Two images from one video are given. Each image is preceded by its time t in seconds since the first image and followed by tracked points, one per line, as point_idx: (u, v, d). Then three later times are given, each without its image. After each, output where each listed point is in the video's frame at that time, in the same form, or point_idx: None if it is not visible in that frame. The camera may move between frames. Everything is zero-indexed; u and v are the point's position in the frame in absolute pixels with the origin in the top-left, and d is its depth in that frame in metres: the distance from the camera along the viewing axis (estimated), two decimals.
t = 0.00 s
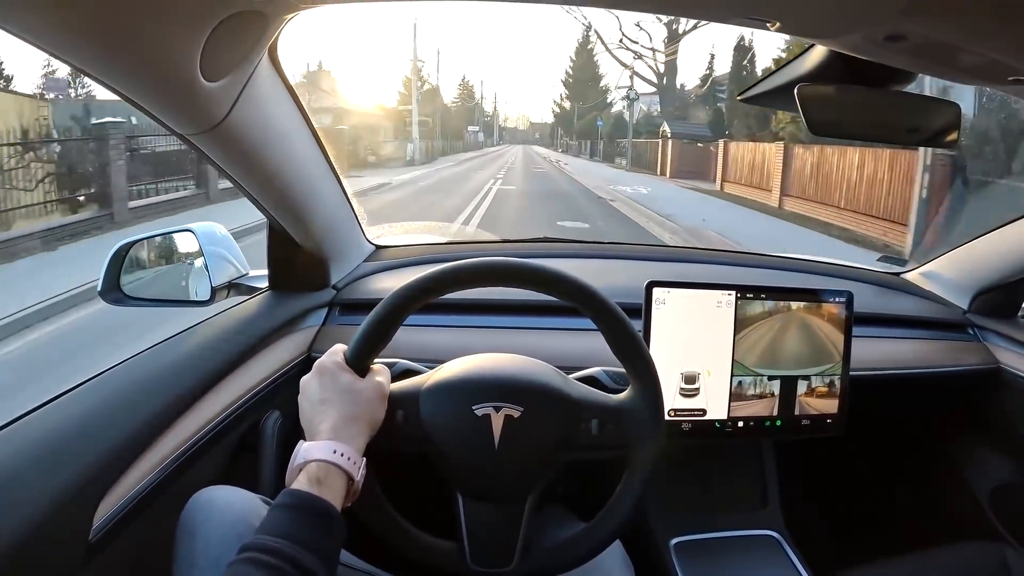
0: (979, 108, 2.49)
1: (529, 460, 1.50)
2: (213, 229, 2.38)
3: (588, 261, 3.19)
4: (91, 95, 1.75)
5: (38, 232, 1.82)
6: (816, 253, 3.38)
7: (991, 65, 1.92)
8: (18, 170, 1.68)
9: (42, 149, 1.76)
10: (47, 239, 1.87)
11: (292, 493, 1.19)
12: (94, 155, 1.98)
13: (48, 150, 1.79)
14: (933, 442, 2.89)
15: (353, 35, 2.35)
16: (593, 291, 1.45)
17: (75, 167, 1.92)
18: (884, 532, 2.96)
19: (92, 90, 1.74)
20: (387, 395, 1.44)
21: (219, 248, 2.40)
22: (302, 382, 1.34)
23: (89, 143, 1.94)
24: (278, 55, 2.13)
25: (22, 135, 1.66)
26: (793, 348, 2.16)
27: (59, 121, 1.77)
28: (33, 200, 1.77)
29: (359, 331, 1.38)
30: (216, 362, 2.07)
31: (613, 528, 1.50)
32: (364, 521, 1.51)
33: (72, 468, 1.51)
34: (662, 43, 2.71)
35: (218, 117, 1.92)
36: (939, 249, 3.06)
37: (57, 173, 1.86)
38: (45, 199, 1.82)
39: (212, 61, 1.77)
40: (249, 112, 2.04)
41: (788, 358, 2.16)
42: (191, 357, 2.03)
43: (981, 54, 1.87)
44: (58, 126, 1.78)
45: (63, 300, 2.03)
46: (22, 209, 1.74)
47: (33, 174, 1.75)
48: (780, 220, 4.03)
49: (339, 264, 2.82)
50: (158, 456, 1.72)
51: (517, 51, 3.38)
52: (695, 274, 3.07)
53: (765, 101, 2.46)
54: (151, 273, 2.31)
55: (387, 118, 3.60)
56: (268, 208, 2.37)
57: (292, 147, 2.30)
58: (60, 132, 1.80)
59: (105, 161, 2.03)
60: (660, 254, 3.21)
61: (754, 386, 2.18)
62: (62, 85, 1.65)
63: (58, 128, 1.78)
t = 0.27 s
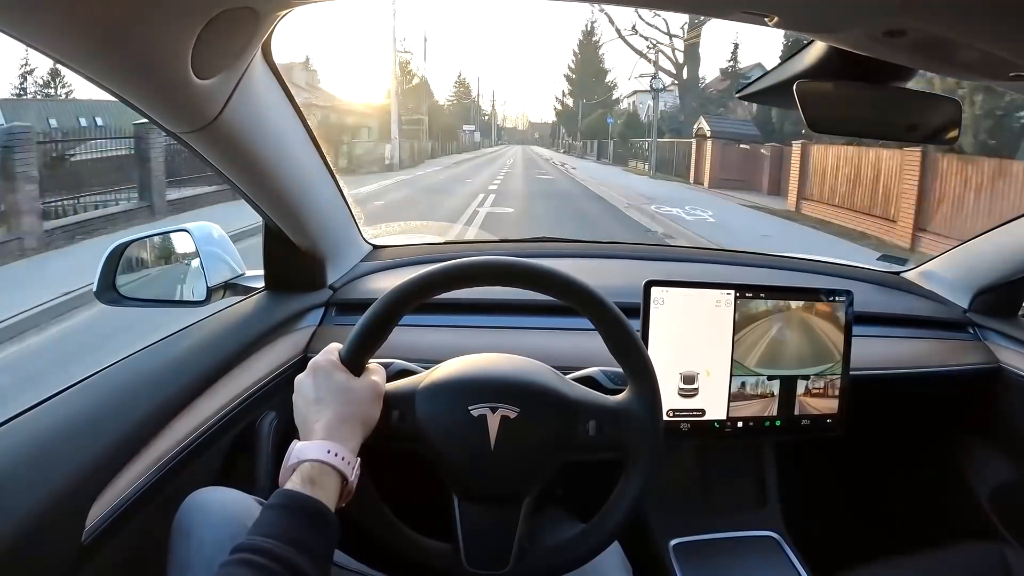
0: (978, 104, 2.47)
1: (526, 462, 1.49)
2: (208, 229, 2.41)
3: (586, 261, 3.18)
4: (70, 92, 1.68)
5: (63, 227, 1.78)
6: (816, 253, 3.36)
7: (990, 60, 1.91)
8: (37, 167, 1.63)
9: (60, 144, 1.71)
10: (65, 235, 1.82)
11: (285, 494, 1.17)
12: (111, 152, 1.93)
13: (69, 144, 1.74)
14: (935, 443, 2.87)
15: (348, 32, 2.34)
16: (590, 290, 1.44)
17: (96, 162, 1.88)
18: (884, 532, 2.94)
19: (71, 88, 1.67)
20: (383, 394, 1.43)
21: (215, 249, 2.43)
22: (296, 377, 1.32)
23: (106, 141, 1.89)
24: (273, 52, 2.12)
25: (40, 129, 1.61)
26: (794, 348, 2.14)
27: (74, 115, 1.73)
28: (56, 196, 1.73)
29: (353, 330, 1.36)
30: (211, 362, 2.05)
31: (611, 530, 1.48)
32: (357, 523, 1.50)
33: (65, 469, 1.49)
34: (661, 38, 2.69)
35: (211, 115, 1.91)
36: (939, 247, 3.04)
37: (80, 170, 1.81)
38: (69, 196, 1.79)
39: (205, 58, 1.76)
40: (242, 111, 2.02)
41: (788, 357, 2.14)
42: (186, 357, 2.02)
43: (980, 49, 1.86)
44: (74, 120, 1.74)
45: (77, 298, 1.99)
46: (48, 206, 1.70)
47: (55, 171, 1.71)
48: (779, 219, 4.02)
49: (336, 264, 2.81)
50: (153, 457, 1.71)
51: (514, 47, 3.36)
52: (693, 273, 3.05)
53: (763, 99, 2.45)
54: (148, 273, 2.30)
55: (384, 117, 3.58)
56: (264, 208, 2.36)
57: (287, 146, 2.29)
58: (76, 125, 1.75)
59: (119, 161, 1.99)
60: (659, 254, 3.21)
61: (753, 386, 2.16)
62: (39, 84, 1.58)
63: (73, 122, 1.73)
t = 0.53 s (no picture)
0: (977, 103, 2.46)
1: (525, 463, 1.48)
2: (206, 228, 2.44)
3: (585, 261, 3.18)
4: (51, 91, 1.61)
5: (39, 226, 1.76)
6: (816, 253, 3.36)
7: (991, 59, 1.90)
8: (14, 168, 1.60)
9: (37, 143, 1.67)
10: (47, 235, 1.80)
11: (283, 492, 1.17)
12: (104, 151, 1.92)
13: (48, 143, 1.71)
14: (936, 443, 2.86)
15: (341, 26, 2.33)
16: (590, 290, 1.43)
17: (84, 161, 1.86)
18: (884, 533, 2.93)
19: (52, 87, 1.61)
20: (382, 394, 1.42)
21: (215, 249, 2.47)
22: (295, 376, 1.32)
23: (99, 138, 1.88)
24: (271, 52, 2.11)
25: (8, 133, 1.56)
26: (795, 348, 2.14)
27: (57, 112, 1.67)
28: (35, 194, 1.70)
29: (353, 329, 1.36)
30: (208, 362, 2.05)
31: (610, 531, 1.48)
32: (355, 523, 1.49)
33: (61, 470, 1.48)
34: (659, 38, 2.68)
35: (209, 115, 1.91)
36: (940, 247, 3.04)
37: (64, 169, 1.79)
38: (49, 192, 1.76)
39: (202, 58, 1.76)
40: (240, 111, 2.02)
41: (788, 357, 2.14)
42: (184, 357, 2.01)
43: (982, 48, 1.85)
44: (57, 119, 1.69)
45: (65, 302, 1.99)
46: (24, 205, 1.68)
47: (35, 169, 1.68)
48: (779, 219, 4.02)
49: (335, 264, 2.80)
50: (151, 457, 1.70)
51: (510, 45, 3.34)
52: (693, 273, 3.05)
53: (764, 99, 2.44)
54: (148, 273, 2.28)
55: (381, 117, 3.57)
56: (263, 209, 2.36)
57: (286, 146, 2.29)
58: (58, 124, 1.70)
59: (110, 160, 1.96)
60: (659, 254, 3.20)
61: (753, 387, 2.15)
62: (16, 84, 1.52)
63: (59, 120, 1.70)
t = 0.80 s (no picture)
0: (980, 97, 2.46)
1: (527, 463, 1.46)
2: (207, 228, 2.45)
3: (587, 259, 3.16)
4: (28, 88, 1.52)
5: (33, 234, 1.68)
6: (819, 251, 3.34)
7: (997, 53, 1.89)
8: (6, 170, 1.54)
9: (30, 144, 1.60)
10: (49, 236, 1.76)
11: (283, 493, 1.16)
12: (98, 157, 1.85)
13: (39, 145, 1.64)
14: (939, 443, 2.85)
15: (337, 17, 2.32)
16: (593, 287, 1.42)
17: (77, 160, 1.79)
18: (888, 532, 2.92)
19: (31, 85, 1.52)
20: (383, 392, 1.41)
21: (217, 249, 2.49)
22: (295, 374, 1.30)
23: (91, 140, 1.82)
24: (270, 49, 2.10)
25: None
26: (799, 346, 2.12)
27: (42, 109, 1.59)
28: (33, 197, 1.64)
29: (354, 327, 1.34)
30: (209, 360, 2.03)
31: (613, 531, 1.46)
32: (355, 524, 1.47)
33: (59, 470, 1.47)
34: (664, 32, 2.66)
35: (208, 111, 1.89)
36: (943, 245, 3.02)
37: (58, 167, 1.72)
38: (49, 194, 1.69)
39: (200, 53, 1.75)
40: (240, 108, 2.00)
41: (792, 356, 2.12)
42: (184, 356, 2.00)
43: (988, 42, 1.84)
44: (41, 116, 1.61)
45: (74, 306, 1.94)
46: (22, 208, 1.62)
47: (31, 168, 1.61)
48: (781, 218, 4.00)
49: (336, 263, 2.79)
50: (150, 458, 1.69)
51: (511, 40, 3.33)
52: (696, 271, 3.03)
53: (767, 95, 2.43)
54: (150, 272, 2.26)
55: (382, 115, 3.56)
56: (262, 207, 2.35)
57: (286, 144, 2.27)
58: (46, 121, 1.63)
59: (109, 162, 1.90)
60: (661, 252, 3.19)
61: (757, 385, 2.14)
62: None
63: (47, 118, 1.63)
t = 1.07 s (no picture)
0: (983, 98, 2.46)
1: (531, 463, 1.47)
2: (210, 229, 2.39)
3: (589, 260, 3.17)
4: (11, 91, 1.47)
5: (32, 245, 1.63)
6: (820, 251, 3.35)
7: (999, 54, 1.89)
8: None
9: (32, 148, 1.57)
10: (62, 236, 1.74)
11: (288, 494, 1.16)
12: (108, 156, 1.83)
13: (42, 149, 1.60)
14: (941, 443, 2.85)
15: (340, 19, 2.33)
16: (596, 288, 1.42)
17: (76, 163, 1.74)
18: (890, 533, 2.92)
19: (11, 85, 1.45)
20: (387, 393, 1.41)
21: (216, 248, 2.42)
22: (299, 375, 1.31)
23: (96, 142, 1.79)
24: (274, 50, 2.11)
25: None
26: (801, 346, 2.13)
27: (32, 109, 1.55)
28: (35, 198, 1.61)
29: (358, 328, 1.35)
30: (212, 361, 2.04)
31: (617, 531, 1.47)
32: (359, 524, 1.48)
33: (64, 471, 1.48)
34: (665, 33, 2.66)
35: (212, 112, 1.90)
36: (945, 245, 3.03)
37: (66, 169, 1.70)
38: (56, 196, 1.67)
39: (205, 54, 1.75)
40: (243, 109, 2.01)
41: (795, 356, 2.13)
42: (187, 356, 2.00)
43: (990, 43, 1.84)
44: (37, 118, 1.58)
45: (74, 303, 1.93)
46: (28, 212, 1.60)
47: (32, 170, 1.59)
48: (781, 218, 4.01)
49: (339, 263, 2.79)
50: (154, 458, 1.69)
51: (513, 41, 3.34)
52: (698, 272, 3.04)
53: (770, 96, 2.43)
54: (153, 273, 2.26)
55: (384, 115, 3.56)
56: (266, 207, 2.35)
57: (289, 145, 2.28)
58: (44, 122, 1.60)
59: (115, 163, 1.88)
60: (664, 252, 3.19)
61: (760, 386, 2.14)
62: None
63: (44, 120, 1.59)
